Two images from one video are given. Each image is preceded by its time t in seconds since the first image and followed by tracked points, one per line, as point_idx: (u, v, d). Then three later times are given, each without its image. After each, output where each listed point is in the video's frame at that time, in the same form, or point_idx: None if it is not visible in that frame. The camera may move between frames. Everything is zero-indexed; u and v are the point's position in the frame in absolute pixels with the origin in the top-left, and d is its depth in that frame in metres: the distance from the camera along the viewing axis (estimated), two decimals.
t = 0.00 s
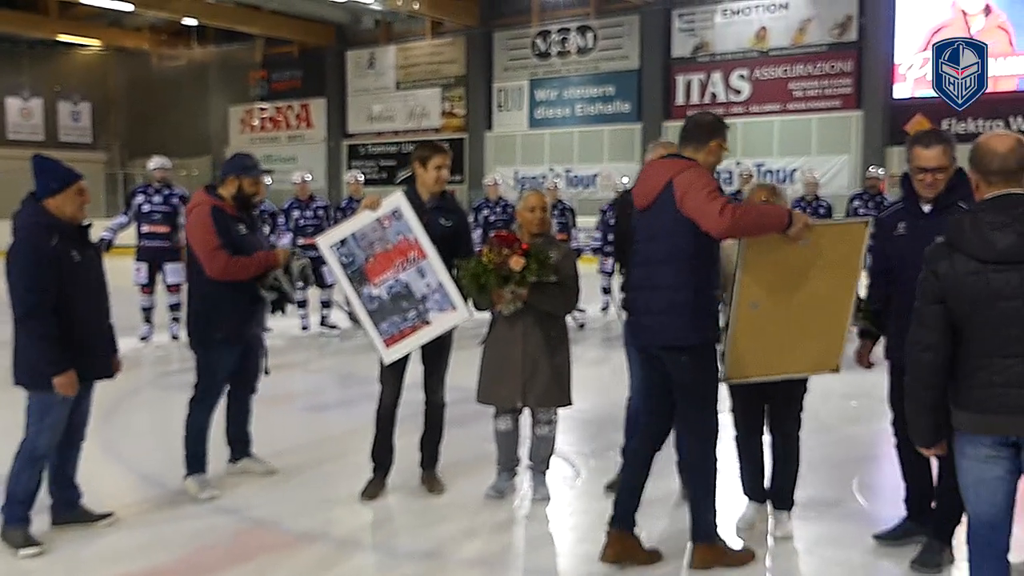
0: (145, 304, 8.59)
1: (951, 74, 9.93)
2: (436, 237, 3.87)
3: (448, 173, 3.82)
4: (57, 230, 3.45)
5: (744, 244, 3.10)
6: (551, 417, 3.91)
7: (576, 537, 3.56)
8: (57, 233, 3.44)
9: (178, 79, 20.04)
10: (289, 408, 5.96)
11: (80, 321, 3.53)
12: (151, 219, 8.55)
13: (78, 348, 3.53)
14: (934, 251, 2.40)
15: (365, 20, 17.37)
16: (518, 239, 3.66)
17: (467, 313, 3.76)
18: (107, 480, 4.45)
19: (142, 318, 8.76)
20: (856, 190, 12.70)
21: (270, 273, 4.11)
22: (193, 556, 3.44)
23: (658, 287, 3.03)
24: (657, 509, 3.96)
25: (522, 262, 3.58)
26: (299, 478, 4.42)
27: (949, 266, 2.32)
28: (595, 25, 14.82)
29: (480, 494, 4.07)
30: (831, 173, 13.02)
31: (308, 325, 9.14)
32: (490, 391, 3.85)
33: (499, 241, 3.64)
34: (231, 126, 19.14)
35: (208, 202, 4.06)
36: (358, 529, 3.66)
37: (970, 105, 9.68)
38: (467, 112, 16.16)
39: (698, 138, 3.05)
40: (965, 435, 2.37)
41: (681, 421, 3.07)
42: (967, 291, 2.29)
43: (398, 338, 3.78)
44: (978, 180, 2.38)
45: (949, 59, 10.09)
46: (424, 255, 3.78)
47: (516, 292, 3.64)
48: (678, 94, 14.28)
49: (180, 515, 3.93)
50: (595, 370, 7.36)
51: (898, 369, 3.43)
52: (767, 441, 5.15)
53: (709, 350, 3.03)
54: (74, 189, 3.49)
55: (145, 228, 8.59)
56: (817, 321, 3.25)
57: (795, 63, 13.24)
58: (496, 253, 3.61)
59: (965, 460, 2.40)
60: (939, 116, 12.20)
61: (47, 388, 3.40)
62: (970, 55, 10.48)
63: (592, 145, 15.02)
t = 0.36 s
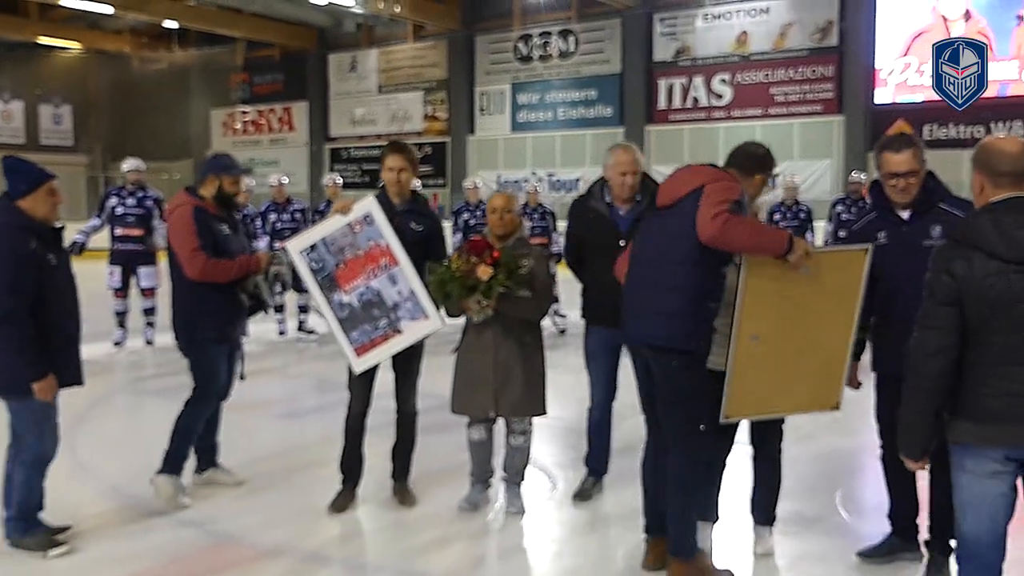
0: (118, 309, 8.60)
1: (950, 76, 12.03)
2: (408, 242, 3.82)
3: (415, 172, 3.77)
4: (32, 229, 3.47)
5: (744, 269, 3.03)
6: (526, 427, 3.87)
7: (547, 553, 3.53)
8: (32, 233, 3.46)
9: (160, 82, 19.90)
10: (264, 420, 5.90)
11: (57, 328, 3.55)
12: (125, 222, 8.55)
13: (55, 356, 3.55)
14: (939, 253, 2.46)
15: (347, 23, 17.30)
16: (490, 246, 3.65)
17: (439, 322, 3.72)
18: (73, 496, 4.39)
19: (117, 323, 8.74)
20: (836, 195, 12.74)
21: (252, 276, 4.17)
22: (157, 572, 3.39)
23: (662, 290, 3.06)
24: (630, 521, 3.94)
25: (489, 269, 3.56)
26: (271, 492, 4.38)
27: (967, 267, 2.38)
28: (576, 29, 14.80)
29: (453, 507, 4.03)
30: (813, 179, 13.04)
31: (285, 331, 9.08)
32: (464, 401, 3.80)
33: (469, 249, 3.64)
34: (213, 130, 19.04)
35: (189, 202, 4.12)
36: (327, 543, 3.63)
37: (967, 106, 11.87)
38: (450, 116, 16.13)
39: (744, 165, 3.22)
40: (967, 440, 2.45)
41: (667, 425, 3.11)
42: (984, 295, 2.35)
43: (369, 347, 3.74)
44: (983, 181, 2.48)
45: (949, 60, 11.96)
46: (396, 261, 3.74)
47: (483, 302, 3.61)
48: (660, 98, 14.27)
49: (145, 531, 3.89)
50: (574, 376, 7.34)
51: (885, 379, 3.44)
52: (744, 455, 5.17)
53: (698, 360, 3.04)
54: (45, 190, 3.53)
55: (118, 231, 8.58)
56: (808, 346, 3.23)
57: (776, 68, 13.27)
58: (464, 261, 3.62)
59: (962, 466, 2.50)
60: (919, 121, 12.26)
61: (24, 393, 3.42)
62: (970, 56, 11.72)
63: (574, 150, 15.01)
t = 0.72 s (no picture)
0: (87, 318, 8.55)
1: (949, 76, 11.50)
2: (369, 248, 3.78)
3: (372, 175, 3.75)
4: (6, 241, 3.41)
5: (723, 285, 3.09)
6: (494, 441, 3.85)
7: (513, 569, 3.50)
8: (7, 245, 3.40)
9: (134, 89, 19.74)
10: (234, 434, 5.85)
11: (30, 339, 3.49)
12: (94, 229, 8.46)
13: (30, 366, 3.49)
14: (957, 255, 2.41)
15: (324, 30, 17.26)
16: (455, 254, 3.64)
17: (401, 333, 3.69)
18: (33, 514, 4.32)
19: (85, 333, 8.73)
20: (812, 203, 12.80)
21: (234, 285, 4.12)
22: None
23: (634, 297, 3.07)
24: (597, 536, 3.92)
25: (451, 280, 3.55)
26: (240, 508, 4.33)
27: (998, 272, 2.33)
28: (553, 37, 14.81)
29: (420, 523, 4.00)
30: (790, 187, 13.08)
31: (259, 341, 9.00)
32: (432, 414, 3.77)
33: (433, 254, 3.62)
34: (190, 136, 18.89)
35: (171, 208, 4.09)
36: (289, 561, 3.58)
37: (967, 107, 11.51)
38: (428, 124, 16.10)
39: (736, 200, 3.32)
40: (985, 453, 2.42)
41: (637, 436, 3.09)
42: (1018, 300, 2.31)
43: (330, 359, 3.71)
44: (986, 184, 2.46)
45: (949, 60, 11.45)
46: (356, 270, 3.70)
47: (444, 311, 3.61)
48: (637, 106, 14.31)
49: (105, 549, 3.82)
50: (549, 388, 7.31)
51: (869, 389, 3.43)
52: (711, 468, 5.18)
53: (672, 366, 3.05)
54: (23, 203, 3.48)
55: (87, 239, 8.52)
56: (794, 374, 3.23)
57: (752, 76, 13.32)
58: (427, 267, 3.60)
59: (976, 478, 2.46)
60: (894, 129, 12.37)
61: None
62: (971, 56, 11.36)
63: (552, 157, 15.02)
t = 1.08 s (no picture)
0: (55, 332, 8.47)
1: (950, 76, 11.90)
2: (334, 261, 3.72)
3: (329, 188, 3.75)
4: None
5: (699, 300, 3.08)
6: (464, 457, 3.80)
7: None
8: None
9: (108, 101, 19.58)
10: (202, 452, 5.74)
11: (16, 353, 3.39)
12: (61, 242, 8.39)
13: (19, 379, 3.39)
14: (987, 250, 2.43)
15: (301, 41, 17.20)
16: (425, 267, 3.61)
17: (366, 349, 3.63)
18: None
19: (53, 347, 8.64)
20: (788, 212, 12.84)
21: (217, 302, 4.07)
22: None
23: (605, 310, 3.02)
24: (567, 552, 3.87)
25: (417, 292, 3.51)
26: (206, 528, 4.25)
27: None
28: (531, 48, 14.81)
29: (388, 541, 3.94)
30: (767, 197, 13.12)
31: (231, 354, 8.91)
32: (401, 431, 3.72)
33: (401, 267, 3.59)
34: (167, 148, 18.80)
35: (154, 223, 4.00)
36: None
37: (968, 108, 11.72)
38: (405, 134, 16.05)
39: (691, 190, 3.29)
40: None
41: (611, 453, 3.04)
42: None
43: (294, 374, 3.66)
44: (989, 189, 2.52)
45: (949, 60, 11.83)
46: (322, 284, 3.63)
47: (409, 325, 3.56)
48: (615, 116, 14.31)
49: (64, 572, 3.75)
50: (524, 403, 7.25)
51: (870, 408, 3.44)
52: (682, 484, 5.14)
53: (648, 379, 3.01)
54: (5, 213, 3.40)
55: (55, 252, 8.44)
56: (782, 389, 3.25)
57: (729, 86, 13.36)
58: (394, 280, 3.55)
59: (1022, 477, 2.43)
60: (869, 138, 12.44)
61: None
62: (970, 56, 11.61)
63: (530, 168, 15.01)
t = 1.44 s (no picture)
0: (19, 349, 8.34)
1: (950, 76, 11.87)
2: (301, 276, 3.64)
3: (283, 202, 3.66)
4: None
5: (671, 308, 2.97)
6: (432, 478, 3.73)
7: None
8: None
9: (82, 115, 19.33)
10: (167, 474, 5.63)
11: None
12: (26, 258, 8.29)
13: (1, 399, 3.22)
14: (994, 262, 2.37)
15: (277, 55, 17.10)
16: (403, 281, 3.54)
17: (331, 369, 3.55)
18: None
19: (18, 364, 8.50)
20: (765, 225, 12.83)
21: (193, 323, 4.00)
22: None
23: (579, 326, 2.93)
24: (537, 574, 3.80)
25: (395, 304, 3.45)
26: (168, 553, 4.14)
27: None
28: (508, 61, 14.79)
29: (355, 565, 3.85)
30: (743, 209, 13.14)
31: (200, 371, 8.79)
32: (367, 454, 3.65)
33: (377, 279, 3.53)
34: (141, 162, 18.61)
35: (138, 237, 3.90)
36: None
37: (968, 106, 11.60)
38: (382, 148, 15.96)
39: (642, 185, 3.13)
40: None
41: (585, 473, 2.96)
42: None
43: (258, 394, 3.57)
44: (991, 199, 2.48)
45: (948, 60, 11.88)
46: (290, 301, 3.55)
47: (378, 338, 3.48)
48: (592, 129, 14.28)
49: None
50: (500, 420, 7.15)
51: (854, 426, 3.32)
52: (654, 498, 5.08)
53: (623, 399, 2.92)
54: None
55: (20, 268, 8.33)
56: (762, 396, 3.19)
57: (705, 99, 13.37)
58: (369, 290, 3.50)
59: None
60: (845, 150, 12.46)
61: None
62: (970, 56, 11.64)
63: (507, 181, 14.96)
